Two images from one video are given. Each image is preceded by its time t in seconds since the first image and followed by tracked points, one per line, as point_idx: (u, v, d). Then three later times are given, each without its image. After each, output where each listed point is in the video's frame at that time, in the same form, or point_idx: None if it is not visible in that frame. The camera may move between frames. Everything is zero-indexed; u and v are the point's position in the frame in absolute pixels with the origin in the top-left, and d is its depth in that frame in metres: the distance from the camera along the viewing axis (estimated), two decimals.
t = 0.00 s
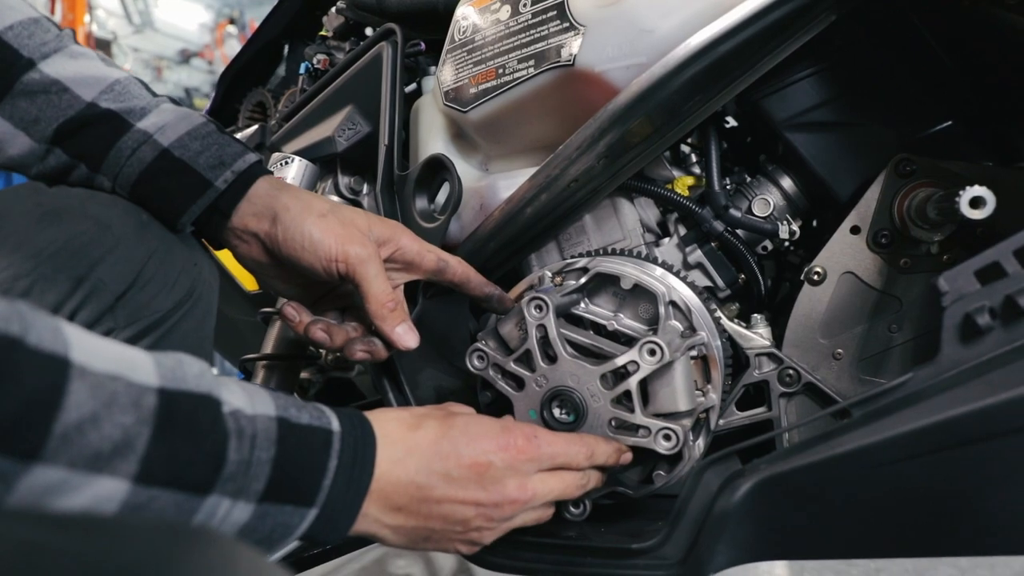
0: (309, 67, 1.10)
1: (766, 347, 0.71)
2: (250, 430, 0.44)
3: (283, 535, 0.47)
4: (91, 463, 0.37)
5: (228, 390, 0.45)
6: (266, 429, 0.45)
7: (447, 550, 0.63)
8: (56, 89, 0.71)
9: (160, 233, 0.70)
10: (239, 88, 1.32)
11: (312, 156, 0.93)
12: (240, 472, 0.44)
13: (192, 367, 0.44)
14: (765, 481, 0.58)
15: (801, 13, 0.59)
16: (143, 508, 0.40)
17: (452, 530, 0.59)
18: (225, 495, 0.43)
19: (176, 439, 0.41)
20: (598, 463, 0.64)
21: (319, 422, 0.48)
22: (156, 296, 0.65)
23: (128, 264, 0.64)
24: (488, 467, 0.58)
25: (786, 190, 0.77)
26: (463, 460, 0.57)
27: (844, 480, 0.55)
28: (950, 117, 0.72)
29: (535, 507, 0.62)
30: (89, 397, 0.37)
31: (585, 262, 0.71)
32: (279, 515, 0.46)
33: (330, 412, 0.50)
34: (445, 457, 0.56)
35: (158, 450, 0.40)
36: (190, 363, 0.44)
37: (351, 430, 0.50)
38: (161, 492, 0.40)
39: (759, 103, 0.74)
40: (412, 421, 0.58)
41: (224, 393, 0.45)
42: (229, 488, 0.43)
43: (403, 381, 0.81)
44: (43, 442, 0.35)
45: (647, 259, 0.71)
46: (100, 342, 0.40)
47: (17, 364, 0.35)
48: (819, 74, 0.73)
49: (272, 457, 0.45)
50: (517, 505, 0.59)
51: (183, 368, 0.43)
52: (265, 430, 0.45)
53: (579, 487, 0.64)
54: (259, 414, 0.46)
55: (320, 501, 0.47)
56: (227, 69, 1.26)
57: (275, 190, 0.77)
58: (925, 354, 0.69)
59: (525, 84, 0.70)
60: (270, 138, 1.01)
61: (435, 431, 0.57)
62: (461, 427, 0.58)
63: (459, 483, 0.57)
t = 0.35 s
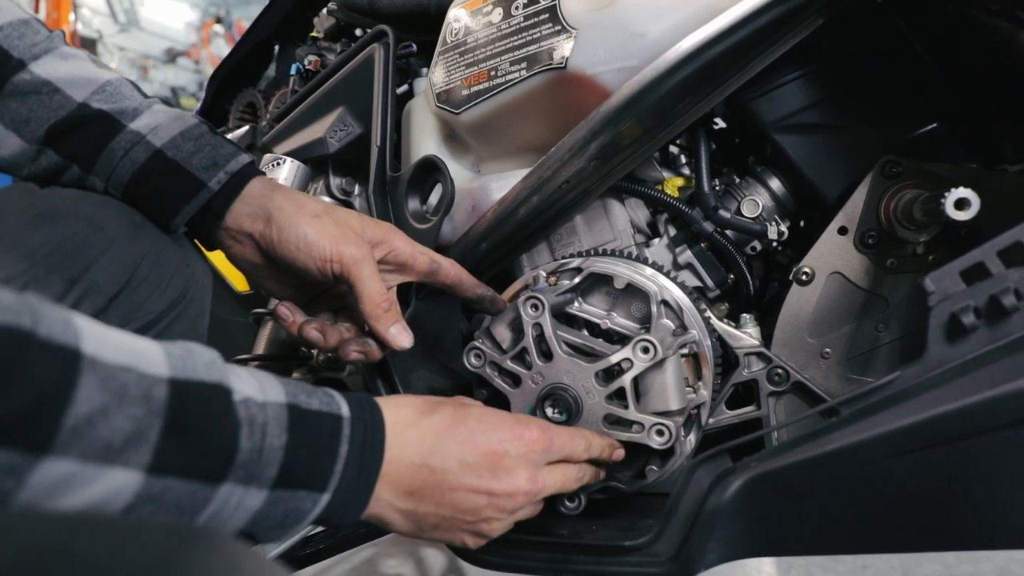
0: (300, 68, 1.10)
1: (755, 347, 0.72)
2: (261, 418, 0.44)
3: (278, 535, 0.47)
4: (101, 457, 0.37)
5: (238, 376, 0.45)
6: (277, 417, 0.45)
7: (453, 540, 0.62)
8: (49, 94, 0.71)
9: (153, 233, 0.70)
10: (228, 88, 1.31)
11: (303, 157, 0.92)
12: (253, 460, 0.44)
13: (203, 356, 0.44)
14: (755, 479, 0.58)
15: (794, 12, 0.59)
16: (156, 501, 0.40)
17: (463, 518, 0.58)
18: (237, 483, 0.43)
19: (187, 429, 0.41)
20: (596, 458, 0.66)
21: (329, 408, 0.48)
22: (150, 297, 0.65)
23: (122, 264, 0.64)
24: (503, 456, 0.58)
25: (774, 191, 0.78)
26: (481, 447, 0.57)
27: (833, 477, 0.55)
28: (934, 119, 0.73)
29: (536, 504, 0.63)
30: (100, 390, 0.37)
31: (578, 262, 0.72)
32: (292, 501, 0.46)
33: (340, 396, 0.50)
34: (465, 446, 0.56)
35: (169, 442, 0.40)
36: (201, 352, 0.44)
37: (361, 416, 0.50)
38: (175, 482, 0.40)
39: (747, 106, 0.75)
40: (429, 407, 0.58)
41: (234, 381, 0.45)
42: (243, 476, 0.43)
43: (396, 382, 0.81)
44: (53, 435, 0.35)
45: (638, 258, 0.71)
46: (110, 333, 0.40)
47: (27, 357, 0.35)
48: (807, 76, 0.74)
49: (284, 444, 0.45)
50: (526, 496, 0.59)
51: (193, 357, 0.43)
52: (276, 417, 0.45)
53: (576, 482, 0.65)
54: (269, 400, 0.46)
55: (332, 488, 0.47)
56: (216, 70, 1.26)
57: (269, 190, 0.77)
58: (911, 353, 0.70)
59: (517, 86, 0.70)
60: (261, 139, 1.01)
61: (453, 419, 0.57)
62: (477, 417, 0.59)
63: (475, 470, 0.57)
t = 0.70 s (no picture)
0: (291, 69, 1.10)
1: (744, 349, 0.72)
2: (285, 405, 0.45)
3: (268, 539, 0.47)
4: (132, 449, 0.38)
5: (261, 366, 0.46)
6: (299, 403, 0.45)
7: (466, 528, 0.63)
8: (37, 94, 0.70)
9: (139, 236, 0.69)
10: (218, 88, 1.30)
11: (293, 158, 0.92)
12: (277, 447, 0.44)
13: (228, 347, 0.44)
14: (744, 482, 0.58)
15: (785, 13, 0.59)
16: (185, 490, 0.41)
17: (480, 504, 0.60)
18: (263, 470, 0.44)
19: (215, 419, 0.41)
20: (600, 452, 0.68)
21: (346, 394, 0.48)
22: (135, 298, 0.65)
23: (105, 267, 0.63)
24: (517, 441, 0.60)
25: (763, 193, 0.78)
26: (497, 432, 0.59)
27: (822, 479, 0.55)
28: (922, 123, 0.73)
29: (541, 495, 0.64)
30: (132, 384, 0.37)
31: (572, 263, 0.73)
32: (314, 485, 0.46)
33: (355, 382, 0.50)
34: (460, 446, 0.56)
35: (198, 433, 0.40)
36: (224, 344, 0.44)
37: (375, 401, 0.50)
38: (204, 471, 0.41)
39: (737, 109, 0.75)
40: (445, 394, 0.59)
41: (258, 370, 0.45)
42: (270, 463, 0.44)
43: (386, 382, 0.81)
44: (86, 431, 0.35)
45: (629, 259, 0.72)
46: (140, 326, 0.40)
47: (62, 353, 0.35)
48: (796, 79, 0.74)
49: (307, 430, 0.45)
50: (536, 482, 0.61)
51: (217, 348, 0.44)
52: (298, 403, 0.45)
53: (581, 469, 0.67)
54: (291, 387, 0.46)
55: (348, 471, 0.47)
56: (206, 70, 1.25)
57: (257, 193, 0.77)
58: (899, 355, 0.71)
59: (507, 89, 0.70)
60: (251, 140, 1.01)
61: (468, 405, 0.59)
62: (491, 404, 0.60)
63: (492, 454, 0.59)
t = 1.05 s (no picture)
0: (288, 69, 1.10)
1: (742, 347, 0.72)
2: (282, 406, 0.45)
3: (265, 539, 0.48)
4: (130, 449, 0.38)
5: (260, 366, 0.46)
6: (297, 403, 0.45)
7: (464, 529, 0.63)
8: (40, 100, 0.71)
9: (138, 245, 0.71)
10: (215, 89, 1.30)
11: (291, 158, 0.92)
12: (275, 448, 0.44)
13: (227, 347, 0.44)
14: (743, 479, 0.58)
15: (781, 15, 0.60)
16: (182, 491, 0.41)
17: (478, 504, 0.60)
18: (261, 471, 0.44)
19: (213, 420, 0.41)
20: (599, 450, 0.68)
21: (345, 395, 0.48)
22: (138, 301, 0.66)
23: (109, 270, 0.65)
24: (514, 442, 0.61)
25: (761, 192, 0.78)
26: (495, 433, 0.60)
27: (821, 475, 0.56)
28: (918, 122, 0.74)
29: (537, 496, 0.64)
30: (129, 384, 0.38)
31: (571, 262, 0.73)
32: (313, 486, 0.46)
33: (354, 383, 0.50)
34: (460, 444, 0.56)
35: (196, 433, 0.40)
36: (222, 345, 0.44)
37: (374, 402, 0.50)
38: (201, 472, 0.41)
39: (735, 108, 0.76)
40: (443, 394, 0.59)
41: (256, 371, 0.45)
42: (268, 464, 0.44)
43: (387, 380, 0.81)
44: (83, 431, 0.36)
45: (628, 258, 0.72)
46: (137, 328, 0.40)
47: (57, 353, 0.35)
48: (793, 79, 0.75)
49: (305, 430, 0.45)
50: (532, 483, 0.62)
51: (216, 349, 0.44)
52: (296, 405, 0.45)
53: (577, 468, 0.67)
54: (289, 388, 0.46)
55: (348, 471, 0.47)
56: (202, 71, 1.25)
57: (258, 233, 0.74)
58: (896, 353, 0.71)
59: (506, 88, 0.70)
60: (249, 140, 1.01)
61: (465, 406, 0.59)
62: (488, 405, 0.61)
63: (489, 455, 0.59)
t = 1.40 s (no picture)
0: (287, 70, 1.10)
1: (739, 347, 0.73)
2: (281, 411, 0.45)
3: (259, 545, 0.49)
4: (128, 453, 0.38)
5: (260, 370, 0.46)
6: (297, 408, 0.46)
7: (467, 533, 0.63)
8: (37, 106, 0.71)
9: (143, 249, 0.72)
10: (213, 90, 1.31)
11: (290, 159, 0.92)
12: (274, 453, 0.44)
13: (225, 351, 0.45)
14: (741, 478, 0.59)
15: (776, 20, 0.61)
16: (180, 496, 0.41)
17: (479, 508, 0.60)
18: (261, 477, 0.44)
19: (211, 424, 0.41)
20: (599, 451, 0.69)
21: (346, 399, 0.49)
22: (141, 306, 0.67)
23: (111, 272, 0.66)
24: (514, 445, 0.61)
25: (758, 192, 0.79)
26: (496, 437, 0.60)
27: (819, 474, 0.56)
28: (912, 124, 0.75)
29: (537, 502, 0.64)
30: (127, 388, 0.38)
31: (570, 262, 0.73)
32: (314, 492, 0.46)
33: (356, 388, 0.50)
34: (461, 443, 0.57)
35: (195, 437, 0.41)
36: (221, 348, 0.45)
37: (373, 407, 0.50)
38: (200, 477, 0.41)
39: (733, 109, 0.76)
40: (442, 399, 0.59)
41: (255, 374, 0.45)
42: (266, 469, 0.44)
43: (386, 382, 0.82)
44: (80, 434, 0.36)
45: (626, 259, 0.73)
46: (136, 329, 0.41)
47: (54, 356, 0.35)
48: (790, 80, 0.75)
49: (305, 435, 0.45)
50: (532, 485, 0.62)
51: (215, 352, 0.44)
52: (296, 409, 0.46)
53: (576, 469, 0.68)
54: (289, 393, 0.46)
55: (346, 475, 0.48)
56: (200, 72, 1.25)
57: (281, 253, 0.70)
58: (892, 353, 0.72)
59: (504, 90, 0.70)
60: (247, 141, 1.01)
61: (465, 410, 0.59)
62: (488, 409, 0.61)
63: (490, 459, 0.59)
